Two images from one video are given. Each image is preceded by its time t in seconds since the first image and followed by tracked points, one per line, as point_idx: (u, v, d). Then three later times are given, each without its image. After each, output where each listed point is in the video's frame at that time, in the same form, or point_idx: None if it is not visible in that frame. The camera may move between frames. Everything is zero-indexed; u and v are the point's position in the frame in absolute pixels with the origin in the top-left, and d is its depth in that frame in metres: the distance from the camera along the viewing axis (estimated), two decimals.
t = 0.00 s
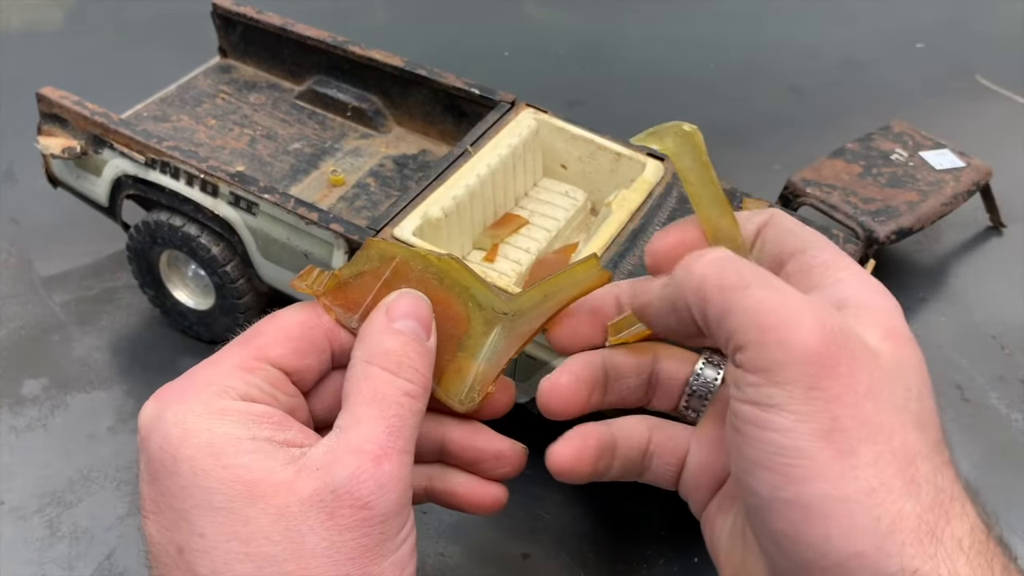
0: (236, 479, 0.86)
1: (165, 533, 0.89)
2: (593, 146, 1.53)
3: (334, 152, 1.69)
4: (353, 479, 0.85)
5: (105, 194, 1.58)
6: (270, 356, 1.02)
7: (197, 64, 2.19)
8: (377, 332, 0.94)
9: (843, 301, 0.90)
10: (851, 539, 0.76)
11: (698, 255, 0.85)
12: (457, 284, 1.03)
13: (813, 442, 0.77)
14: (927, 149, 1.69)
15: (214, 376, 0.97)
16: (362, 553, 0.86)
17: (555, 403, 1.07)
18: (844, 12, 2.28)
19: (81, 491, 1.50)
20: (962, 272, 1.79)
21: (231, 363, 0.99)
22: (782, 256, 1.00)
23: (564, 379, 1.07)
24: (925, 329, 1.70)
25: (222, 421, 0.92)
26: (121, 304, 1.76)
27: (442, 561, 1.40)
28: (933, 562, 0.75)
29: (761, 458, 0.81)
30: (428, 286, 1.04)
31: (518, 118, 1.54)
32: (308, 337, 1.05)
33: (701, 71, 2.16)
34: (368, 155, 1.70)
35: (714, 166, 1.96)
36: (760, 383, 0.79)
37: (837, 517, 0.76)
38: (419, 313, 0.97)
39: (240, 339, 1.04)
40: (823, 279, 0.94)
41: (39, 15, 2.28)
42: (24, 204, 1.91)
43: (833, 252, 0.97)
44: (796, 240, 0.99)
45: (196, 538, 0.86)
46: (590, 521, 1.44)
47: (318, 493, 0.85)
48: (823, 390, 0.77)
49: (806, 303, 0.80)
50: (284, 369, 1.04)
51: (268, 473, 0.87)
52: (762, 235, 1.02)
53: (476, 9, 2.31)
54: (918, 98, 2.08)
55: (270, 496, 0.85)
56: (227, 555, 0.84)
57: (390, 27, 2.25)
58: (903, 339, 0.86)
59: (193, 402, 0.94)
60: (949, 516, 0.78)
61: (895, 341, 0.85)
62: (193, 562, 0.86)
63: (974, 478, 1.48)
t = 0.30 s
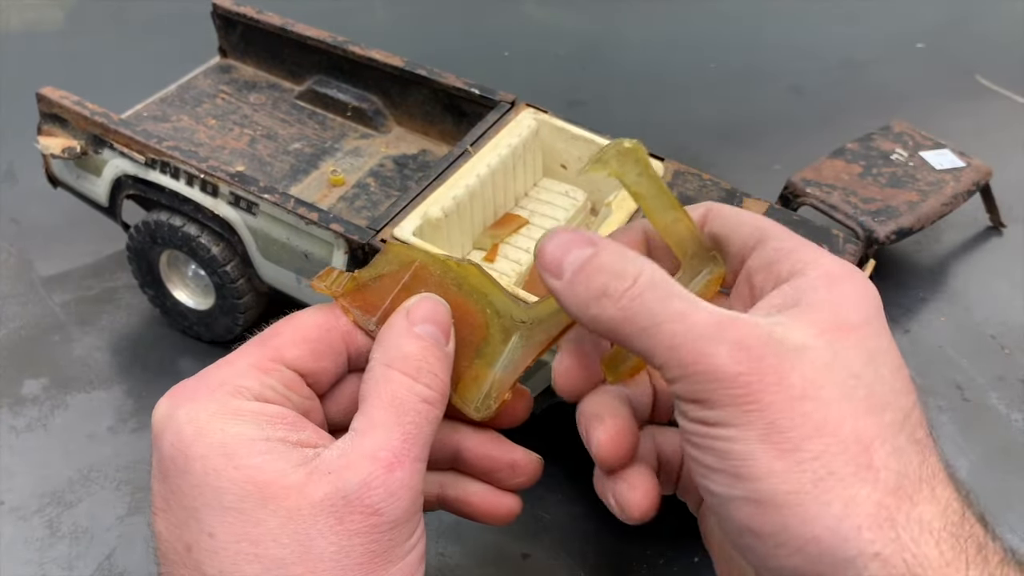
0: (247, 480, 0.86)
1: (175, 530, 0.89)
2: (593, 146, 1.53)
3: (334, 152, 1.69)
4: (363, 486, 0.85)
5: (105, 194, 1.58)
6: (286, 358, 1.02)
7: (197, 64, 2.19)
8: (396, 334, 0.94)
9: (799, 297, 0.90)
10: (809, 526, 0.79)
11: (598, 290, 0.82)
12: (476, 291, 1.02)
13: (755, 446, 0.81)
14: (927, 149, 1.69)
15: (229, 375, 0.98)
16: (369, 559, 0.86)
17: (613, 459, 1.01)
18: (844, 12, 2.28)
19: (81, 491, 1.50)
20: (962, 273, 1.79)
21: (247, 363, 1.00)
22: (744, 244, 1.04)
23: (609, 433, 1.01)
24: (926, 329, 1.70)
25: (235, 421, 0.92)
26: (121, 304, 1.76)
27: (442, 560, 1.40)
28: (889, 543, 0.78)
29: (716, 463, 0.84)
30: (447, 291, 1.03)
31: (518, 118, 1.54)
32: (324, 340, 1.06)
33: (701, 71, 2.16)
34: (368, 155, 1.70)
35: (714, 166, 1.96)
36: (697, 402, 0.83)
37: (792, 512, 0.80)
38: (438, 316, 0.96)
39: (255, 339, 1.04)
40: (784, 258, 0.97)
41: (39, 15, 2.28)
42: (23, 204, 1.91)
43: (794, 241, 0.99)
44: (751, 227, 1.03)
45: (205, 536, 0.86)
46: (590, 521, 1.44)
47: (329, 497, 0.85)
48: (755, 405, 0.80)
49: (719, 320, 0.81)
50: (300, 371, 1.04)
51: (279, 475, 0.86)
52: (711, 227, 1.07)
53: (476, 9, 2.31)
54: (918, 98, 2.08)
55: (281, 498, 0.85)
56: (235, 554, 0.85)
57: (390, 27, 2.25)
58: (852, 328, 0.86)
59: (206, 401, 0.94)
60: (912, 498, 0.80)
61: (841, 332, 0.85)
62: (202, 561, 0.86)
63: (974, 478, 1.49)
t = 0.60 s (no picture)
0: (238, 481, 0.86)
1: (166, 531, 0.89)
2: (593, 146, 1.53)
3: (334, 152, 1.69)
4: (351, 487, 0.85)
5: (105, 194, 1.58)
6: (283, 357, 1.02)
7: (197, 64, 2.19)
8: (392, 332, 0.93)
9: (743, 318, 0.84)
10: None
11: (581, 314, 0.88)
12: (482, 291, 1.01)
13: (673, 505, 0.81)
14: (927, 149, 1.69)
15: (224, 375, 0.98)
16: (359, 560, 0.86)
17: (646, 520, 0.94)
18: (844, 12, 2.28)
19: (81, 491, 1.50)
20: (962, 273, 1.79)
21: (243, 363, 1.00)
22: (708, 242, 0.95)
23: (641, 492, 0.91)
24: (926, 329, 1.70)
25: (228, 422, 0.92)
26: (121, 304, 1.76)
27: (443, 560, 1.40)
28: None
29: (648, 514, 0.85)
30: (452, 289, 1.02)
31: (518, 118, 1.54)
32: (327, 340, 1.05)
33: (701, 71, 2.16)
34: (368, 154, 1.70)
35: (714, 166, 1.96)
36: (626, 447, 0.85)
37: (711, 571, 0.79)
38: (436, 313, 0.95)
39: (254, 337, 1.04)
40: (740, 260, 0.90)
41: (39, 15, 2.28)
42: (24, 204, 1.91)
43: (756, 232, 0.91)
44: (709, 226, 0.95)
45: (196, 538, 0.86)
46: (590, 521, 1.44)
47: (318, 498, 0.85)
48: (668, 458, 0.80)
49: (646, 369, 0.82)
50: (298, 370, 1.04)
51: (269, 476, 0.87)
52: (677, 230, 0.99)
53: (476, 9, 2.31)
54: (918, 98, 2.08)
55: (270, 500, 0.85)
56: (225, 555, 0.85)
57: (390, 27, 2.25)
58: (800, 357, 0.80)
59: (200, 402, 0.94)
60: (842, 563, 0.74)
61: (775, 365, 0.79)
62: (193, 562, 0.86)
63: (973, 478, 1.49)
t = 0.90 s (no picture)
0: (233, 477, 0.86)
1: (161, 527, 0.89)
2: (593, 146, 1.53)
3: (334, 152, 1.69)
4: (344, 484, 0.85)
5: (105, 194, 1.57)
6: (284, 356, 1.02)
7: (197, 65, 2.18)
8: (390, 333, 0.93)
9: (739, 319, 0.86)
10: None
11: (590, 308, 0.91)
12: (482, 292, 1.02)
13: (661, 488, 0.81)
14: (927, 149, 1.69)
15: (223, 372, 0.98)
16: (351, 559, 0.86)
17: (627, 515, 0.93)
18: (845, 12, 2.28)
19: (81, 491, 1.50)
20: (962, 273, 1.79)
21: (243, 361, 1.00)
22: (711, 244, 0.97)
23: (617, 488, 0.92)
24: (926, 329, 1.70)
25: (224, 420, 0.92)
26: (121, 304, 1.76)
27: (442, 560, 1.40)
28: None
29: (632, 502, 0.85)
30: (452, 290, 1.02)
31: (518, 118, 1.54)
32: (328, 341, 1.05)
33: (701, 71, 2.16)
34: (368, 154, 1.70)
35: (715, 166, 1.96)
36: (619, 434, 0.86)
37: (692, 556, 0.80)
38: (435, 315, 0.95)
39: (256, 335, 1.04)
40: (739, 264, 0.91)
41: (39, 15, 2.28)
42: (24, 204, 1.90)
43: (757, 236, 0.92)
44: (712, 228, 0.97)
45: (190, 533, 0.86)
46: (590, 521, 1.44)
47: (312, 496, 0.85)
48: (659, 441, 0.82)
49: (646, 354, 0.84)
50: (298, 370, 1.04)
51: (264, 474, 0.87)
52: (680, 230, 1.01)
53: (476, 9, 2.31)
54: (918, 97, 2.08)
55: (263, 497, 0.85)
56: (218, 551, 0.85)
57: (390, 27, 2.25)
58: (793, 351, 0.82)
59: (198, 398, 0.94)
60: (828, 554, 0.76)
61: (770, 359, 0.81)
62: (187, 557, 0.86)
63: (973, 478, 1.49)
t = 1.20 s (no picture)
0: (236, 475, 0.87)
1: (164, 522, 0.90)
2: (594, 146, 1.53)
3: (334, 152, 1.69)
4: (346, 485, 0.85)
5: (105, 193, 1.57)
6: (292, 355, 1.02)
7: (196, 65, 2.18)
8: (398, 337, 0.93)
9: (772, 315, 0.90)
10: (748, 551, 0.80)
11: (618, 303, 0.92)
12: (493, 298, 1.02)
13: (702, 463, 0.83)
14: (927, 149, 1.69)
15: (230, 370, 0.98)
16: (351, 560, 0.86)
17: (645, 509, 0.94)
18: (844, 11, 2.28)
19: (81, 491, 1.50)
20: (962, 273, 1.79)
21: (250, 359, 1.00)
22: (737, 252, 1.01)
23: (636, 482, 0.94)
24: (926, 329, 1.70)
25: (230, 418, 0.92)
26: (121, 304, 1.76)
27: (442, 561, 1.40)
28: (845, 571, 0.77)
29: (666, 483, 0.86)
30: (459, 295, 1.02)
31: (518, 117, 1.54)
32: (337, 341, 1.06)
33: (701, 71, 2.16)
34: (368, 154, 1.70)
35: (714, 166, 1.96)
36: (655, 414, 0.87)
37: (736, 530, 0.80)
38: (445, 319, 0.95)
39: (263, 335, 1.04)
40: (769, 268, 0.95)
41: (39, 14, 2.28)
42: (24, 204, 1.90)
43: (785, 244, 0.97)
44: (738, 237, 1.01)
45: (192, 529, 0.87)
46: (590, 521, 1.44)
47: (314, 496, 0.85)
48: (701, 415, 0.83)
49: (687, 337, 0.86)
50: (306, 371, 1.03)
51: (266, 473, 0.87)
52: (705, 239, 1.04)
53: (476, 9, 2.31)
54: (918, 98, 2.08)
55: (266, 495, 0.85)
56: (219, 548, 0.85)
57: (390, 27, 2.25)
58: (824, 341, 0.86)
59: (204, 396, 0.94)
60: (873, 527, 0.79)
61: (808, 346, 0.86)
62: (188, 554, 0.87)
63: (973, 477, 1.49)
